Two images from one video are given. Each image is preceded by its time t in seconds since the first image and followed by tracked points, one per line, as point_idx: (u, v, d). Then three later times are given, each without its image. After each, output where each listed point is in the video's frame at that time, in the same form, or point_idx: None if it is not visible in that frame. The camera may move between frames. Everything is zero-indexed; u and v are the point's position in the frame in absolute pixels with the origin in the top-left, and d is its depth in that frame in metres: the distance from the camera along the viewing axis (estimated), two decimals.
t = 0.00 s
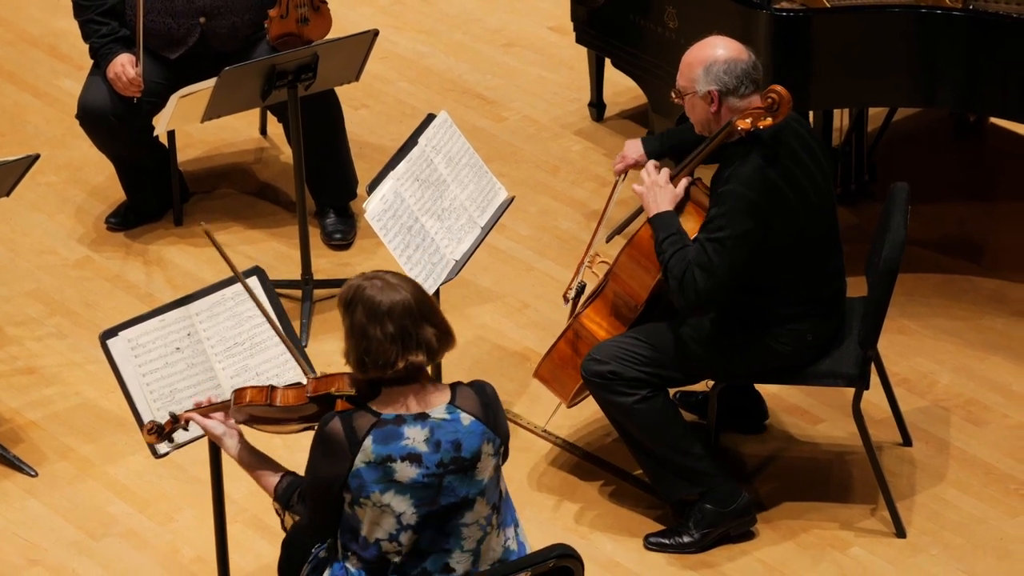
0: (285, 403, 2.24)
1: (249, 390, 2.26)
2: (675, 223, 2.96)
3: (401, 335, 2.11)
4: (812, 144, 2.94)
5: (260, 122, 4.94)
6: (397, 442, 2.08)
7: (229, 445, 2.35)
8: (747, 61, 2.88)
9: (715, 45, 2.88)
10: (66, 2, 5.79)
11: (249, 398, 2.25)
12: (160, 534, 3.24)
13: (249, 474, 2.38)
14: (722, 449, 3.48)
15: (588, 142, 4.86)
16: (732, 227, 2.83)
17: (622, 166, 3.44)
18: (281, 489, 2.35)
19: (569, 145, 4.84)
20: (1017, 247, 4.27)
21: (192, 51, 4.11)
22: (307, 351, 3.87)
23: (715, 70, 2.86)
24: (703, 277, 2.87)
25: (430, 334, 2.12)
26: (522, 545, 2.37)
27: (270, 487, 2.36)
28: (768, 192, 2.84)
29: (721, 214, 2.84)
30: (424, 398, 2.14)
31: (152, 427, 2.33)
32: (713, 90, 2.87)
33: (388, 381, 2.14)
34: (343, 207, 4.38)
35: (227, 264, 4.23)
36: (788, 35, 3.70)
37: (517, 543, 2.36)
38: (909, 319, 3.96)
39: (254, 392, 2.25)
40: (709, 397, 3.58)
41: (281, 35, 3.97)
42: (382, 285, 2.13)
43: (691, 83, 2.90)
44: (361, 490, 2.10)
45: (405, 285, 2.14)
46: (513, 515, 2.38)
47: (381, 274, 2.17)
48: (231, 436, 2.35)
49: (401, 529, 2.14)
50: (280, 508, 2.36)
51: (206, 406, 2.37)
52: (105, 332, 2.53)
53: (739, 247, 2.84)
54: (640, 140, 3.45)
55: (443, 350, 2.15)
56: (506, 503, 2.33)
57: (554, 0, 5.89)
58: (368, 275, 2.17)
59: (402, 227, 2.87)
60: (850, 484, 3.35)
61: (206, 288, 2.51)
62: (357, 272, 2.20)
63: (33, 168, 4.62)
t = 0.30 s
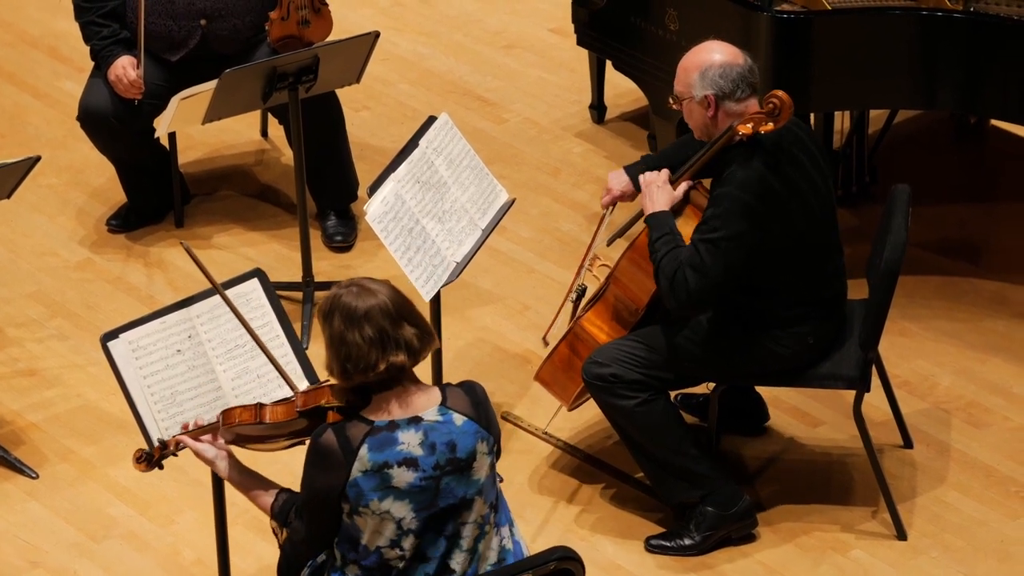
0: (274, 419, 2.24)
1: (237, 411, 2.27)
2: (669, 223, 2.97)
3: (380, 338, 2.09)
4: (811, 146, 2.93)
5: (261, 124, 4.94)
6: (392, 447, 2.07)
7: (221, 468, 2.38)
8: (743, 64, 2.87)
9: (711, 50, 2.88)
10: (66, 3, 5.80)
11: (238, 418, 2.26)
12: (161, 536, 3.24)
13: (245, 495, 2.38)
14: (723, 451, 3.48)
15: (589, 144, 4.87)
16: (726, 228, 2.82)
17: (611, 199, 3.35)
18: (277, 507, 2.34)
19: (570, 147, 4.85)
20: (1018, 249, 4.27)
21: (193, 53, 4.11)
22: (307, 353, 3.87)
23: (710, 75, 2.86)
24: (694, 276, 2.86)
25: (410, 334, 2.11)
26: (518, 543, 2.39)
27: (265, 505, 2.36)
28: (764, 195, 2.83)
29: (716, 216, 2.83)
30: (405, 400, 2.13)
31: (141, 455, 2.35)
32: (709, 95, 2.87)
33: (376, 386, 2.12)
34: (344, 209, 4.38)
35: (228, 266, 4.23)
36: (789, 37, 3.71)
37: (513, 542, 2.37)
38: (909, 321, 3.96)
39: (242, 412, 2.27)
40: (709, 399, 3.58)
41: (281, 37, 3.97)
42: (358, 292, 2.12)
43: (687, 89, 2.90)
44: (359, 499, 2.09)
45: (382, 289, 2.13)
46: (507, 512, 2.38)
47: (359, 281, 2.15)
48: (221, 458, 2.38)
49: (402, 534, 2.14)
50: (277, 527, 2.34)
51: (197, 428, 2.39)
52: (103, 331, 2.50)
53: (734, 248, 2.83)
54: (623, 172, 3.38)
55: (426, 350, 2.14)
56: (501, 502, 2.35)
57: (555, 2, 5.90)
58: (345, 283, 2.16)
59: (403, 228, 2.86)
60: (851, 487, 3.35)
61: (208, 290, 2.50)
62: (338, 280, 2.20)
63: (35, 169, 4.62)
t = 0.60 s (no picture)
0: (275, 418, 2.21)
1: (238, 410, 2.24)
2: (662, 216, 2.98)
3: (388, 329, 2.11)
4: (811, 149, 2.92)
5: (261, 124, 4.95)
6: (394, 443, 2.07)
7: (222, 468, 2.39)
8: (743, 65, 2.87)
9: (712, 51, 2.88)
10: (66, 4, 5.80)
11: (239, 418, 2.23)
12: (161, 536, 3.24)
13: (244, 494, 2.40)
14: (723, 452, 3.49)
15: (589, 145, 4.87)
16: (718, 225, 2.83)
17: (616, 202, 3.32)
18: (278, 507, 2.36)
19: (570, 148, 4.85)
20: (1018, 250, 4.27)
21: (193, 54, 4.11)
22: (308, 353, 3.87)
23: (710, 75, 2.86)
24: (678, 268, 2.88)
25: (417, 326, 2.13)
26: (518, 543, 2.38)
27: (266, 504, 2.37)
28: (759, 197, 2.82)
29: (708, 213, 2.84)
30: (414, 390, 2.15)
31: (138, 459, 2.35)
32: (709, 95, 2.87)
33: (382, 380, 2.14)
34: (344, 209, 4.39)
35: (228, 266, 4.23)
36: (789, 37, 3.71)
37: (513, 541, 2.37)
38: (910, 322, 3.96)
39: (243, 411, 2.23)
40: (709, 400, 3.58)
41: (281, 38, 3.97)
42: (363, 287, 2.14)
43: (688, 89, 2.90)
44: (361, 495, 2.09)
45: (386, 284, 2.15)
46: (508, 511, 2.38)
47: (363, 277, 2.17)
48: (222, 459, 2.39)
49: (403, 531, 2.14)
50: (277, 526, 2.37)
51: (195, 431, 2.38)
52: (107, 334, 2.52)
53: (724, 246, 2.84)
54: (630, 176, 3.36)
55: (432, 343, 2.16)
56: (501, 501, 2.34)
57: (555, 3, 5.90)
58: (347, 280, 2.17)
59: (403, 229, 2.86)
60: (851, 487, 3.35)
61: (207, 291, 2.50)
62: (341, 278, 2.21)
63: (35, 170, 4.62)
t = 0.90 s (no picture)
0: (279, 416, 2.22)
1: (244, 408, 2.25)
2: (665, 213, 2.97)
3: (385, 325, 2.11)
4: (811, 148, 2.92)
5: (261, 124, 4.95)
6: (392, 441, 2.08)
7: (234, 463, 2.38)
8: (743, 63, 2.87)
9: (711, 49, 2.88)
10: (67, 4, 5.80)
11: (244, 416, 2.24)
12: (161, 536, 3.24)
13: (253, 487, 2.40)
14: (723, 452, 3.49)
15: (589, 145, 4.87)
16: (715, 221, 2.83)
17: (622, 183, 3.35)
18: (288, 505, 2.38)
19: (570, 148, 4.85)
20: (1018, 250, 4.27)
21: (193, 54, 4.11)
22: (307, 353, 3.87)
23: (709, 72, 2.86)
24: (674, 263, 2.88)
25: (415, 323, 2.13)
26: (522, 544, 2.37)
27: (277, 502, 2.39)
28: (759, 195, 2.82)
29: (706, 209, 2.84)
30: (410, 387, 2.14)
31: (149, 458, 2.36)
32: (708, 93, 2.87)
33: (380, 375, 2.14)
34: (344, 209, 4.39)
35: (228, 266, 4.23)
36: (790, 37, 3.71)
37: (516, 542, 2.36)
38: (909, 322, 3.96)
39: (249, 409, 2.24)
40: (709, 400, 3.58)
41: (281, 38, 3.97)
42: (363, 283, 2.14)
43: (687, 88, 2.90)
44: (359, 493, 2.09)
45: (386, 280, 2.16)
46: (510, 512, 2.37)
47: (364, 273, 2.17)
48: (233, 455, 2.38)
49: (401, 530, 2.14)
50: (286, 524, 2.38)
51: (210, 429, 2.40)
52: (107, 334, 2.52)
53: (722, 242, 2.84)
54: (636, 157, 3.37)
55: (431, 341, 2.16)
56: (504, 502, 2.33)
57: (554, 3, 5.90)
58: (349, 276, 2.17)
59: (404, 229, 2.87)
60: (851, 487, 3.35)
61: (208, 291, 2.50)
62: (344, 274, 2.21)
63: (35, 170, 4.62)
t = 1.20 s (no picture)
0: (278, 414, 2.23)
1: (244, 407, 2.26)
2: (667, 209, 2.96)
3: (381, 328, 2.10)
4: (812, 146, 2.92)
5: (261, 124, 4.95)
6: (391, 440, 2.08)
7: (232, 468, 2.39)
8: (745, 61, 2.86)
9: (713, 46, 2.87)
10: (67, 4, 5.80)
11: (244, 414, 2.25)
12: (161, 536, 3.24)
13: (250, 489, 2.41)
14: (723, 451, 3.49)
15: (589, 145, 4.87)
16: (716, 217, 2.83)
17: (627, 166, 3.40)
18: (285, 505, 2.39)
19: (570, 148, 4.85)
20: (1018, 250, 4.27)
21: (193, 54, 4.11)
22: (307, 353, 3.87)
23: (711, 70, 2.85)
24: (674, 258, 2.88)
25: (412, 325, 2.12)
26: (522, 545, 2.37)
27: (274, 503, 2.40)
28: (759, 191, 2.82)
29: (706, 205, 2.84)
30: (406, 389, 2.14)
31: (150, 456, 2.37)
32: (709, 90, 2.86)
33: (377, 377, 2.14)
34: (344, 209, 4.38)
35: (228, 266, 4.23)
36: (790, 37, 3.71)
37: (517, 542, 2.36)
38: (909, 322, 3.96)
39: (248, 408, 2.25)
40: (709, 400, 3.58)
41: (281, 38, 3.97)
42: (362, 283, 2.14)
43: (689, 84, 2.90)
44: (358, 492, 2.10)
45: (385, 281, 2.15)
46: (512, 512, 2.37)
47: (365, 273, 2.17)
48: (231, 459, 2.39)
49: (400, 529, 2.14)
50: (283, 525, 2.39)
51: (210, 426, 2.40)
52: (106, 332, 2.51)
53: (722, 238, 2.84)
54: (641, 140, 3.42)
55: (429, 343, 2.15)
56: (505, 501, 2.33)
57: (554, 3, 5.90)
58: (350, 275, 2.17)
59: (404, 229, 2.87)
60: (851, 487, 3.35)
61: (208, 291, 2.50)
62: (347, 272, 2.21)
63: (35, 170, 4.62)
